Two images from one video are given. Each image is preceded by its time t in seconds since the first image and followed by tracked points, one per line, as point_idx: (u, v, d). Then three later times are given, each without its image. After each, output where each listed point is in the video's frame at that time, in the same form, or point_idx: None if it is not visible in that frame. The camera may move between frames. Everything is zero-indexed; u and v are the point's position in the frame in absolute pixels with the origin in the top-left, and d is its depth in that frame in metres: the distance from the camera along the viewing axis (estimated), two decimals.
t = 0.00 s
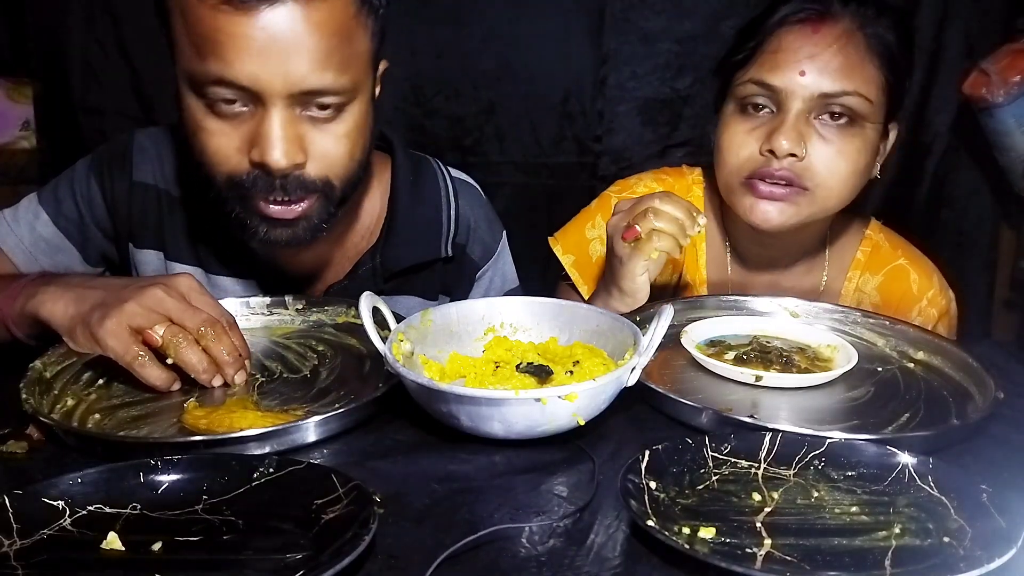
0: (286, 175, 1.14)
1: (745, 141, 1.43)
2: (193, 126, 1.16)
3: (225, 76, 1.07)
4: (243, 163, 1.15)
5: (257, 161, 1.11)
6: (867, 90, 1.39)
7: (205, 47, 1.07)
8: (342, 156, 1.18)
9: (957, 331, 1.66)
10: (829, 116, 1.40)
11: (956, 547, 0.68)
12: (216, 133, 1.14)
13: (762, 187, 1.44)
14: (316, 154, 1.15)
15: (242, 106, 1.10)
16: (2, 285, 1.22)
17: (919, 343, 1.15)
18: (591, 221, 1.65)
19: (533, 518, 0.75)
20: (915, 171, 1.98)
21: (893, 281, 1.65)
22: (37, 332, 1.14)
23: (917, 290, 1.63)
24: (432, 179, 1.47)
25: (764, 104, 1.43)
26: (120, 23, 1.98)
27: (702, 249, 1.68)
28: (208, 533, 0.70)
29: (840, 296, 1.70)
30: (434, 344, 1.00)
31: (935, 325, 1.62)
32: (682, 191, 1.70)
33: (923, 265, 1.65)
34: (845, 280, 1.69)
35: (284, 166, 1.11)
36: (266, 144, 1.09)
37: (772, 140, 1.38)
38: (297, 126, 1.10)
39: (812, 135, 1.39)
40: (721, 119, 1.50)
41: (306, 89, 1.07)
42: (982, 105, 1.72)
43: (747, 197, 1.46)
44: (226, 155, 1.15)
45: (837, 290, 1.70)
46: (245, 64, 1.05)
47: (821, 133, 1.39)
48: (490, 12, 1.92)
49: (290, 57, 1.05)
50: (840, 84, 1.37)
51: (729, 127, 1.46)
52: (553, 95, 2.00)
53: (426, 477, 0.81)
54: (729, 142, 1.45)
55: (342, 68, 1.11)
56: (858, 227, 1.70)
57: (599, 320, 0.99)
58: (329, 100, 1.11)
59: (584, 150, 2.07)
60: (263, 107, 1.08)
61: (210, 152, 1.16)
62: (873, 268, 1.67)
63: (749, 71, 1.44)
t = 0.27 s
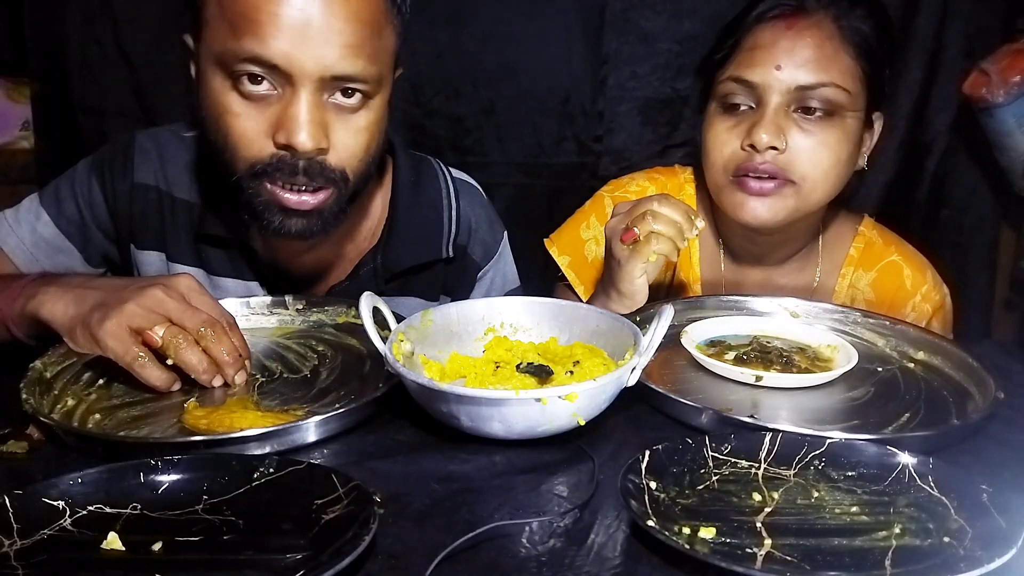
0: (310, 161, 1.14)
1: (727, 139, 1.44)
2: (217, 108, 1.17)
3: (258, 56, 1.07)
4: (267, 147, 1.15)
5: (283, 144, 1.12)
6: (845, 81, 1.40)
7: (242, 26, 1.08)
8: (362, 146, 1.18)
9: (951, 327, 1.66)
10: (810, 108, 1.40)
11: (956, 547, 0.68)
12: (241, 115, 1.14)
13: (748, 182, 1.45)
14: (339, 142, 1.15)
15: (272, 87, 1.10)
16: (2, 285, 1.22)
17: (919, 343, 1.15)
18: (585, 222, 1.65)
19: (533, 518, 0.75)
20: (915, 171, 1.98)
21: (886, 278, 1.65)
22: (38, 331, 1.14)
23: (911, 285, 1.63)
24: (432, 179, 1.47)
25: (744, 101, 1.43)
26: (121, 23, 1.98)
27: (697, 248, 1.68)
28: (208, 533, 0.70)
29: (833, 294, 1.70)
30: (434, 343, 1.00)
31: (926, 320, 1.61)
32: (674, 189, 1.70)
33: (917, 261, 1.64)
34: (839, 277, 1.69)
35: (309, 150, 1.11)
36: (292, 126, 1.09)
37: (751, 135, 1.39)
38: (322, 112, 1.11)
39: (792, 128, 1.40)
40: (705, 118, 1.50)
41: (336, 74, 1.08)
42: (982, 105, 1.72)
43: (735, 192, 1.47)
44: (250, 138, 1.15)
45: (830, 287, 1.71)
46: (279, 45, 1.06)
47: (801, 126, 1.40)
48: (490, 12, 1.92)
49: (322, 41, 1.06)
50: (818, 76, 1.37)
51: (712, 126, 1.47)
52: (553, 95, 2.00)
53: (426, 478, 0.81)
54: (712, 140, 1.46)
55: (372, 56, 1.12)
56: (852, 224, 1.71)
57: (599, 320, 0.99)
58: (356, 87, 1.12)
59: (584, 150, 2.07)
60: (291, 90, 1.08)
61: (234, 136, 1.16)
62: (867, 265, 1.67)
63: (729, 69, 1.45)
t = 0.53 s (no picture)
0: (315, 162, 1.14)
1: (720, 135, 1.45)
2: (220, 111, 1.17)
3: (262, 58, 1.07)
4: (270, 148, 1.15)
5: (288, 146, 1.12)
6: (836, 78, 1.40)
7: (247, 29, 1.07)
8: (364, 148, 1.19)
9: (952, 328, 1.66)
10: (801, 105, 1.41)
11: (956, 547, 0.68)
12: (245, 117, 1.14)
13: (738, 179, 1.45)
14: (342, 143, 1.16)
15: (275, 89, 1.10)
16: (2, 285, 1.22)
17: (919, 343, 1.15)
18: (586, 222, 1.65)
19: (533, 518, 0.75)
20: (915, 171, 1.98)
21: (886, 278, 1.65)
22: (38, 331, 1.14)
23: (910, 286, 1.63)
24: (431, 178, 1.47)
25: (737, 97, 1.44)
26: (121, 23, 1.98)
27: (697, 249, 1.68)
28: (208, 533, 0.70)
29: (833, 293, 1.70)
30: (433, 343, 1.00)
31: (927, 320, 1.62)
32: (674, 189, 1.70)
33: (915, 260, 1.64)
34: (838, 276, 1.69)
35: (314, 151, 1.12)
36: (296, 128, 1.09)
37: (741, 131, 1.40)
38: (325, 114, 1.11)
39: (781, 123, 1.40)
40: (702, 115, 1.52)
41: (340, 76, 1.09)
42: (982, 105, 1.72)
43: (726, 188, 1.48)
44: (255, 140, 1.15)
45: (830, 287, 1.71)
46: (283, 46, 1.06)
47: (791, 122, 1.40)
48: (490, 12, 1.92)
49: (327, 43, 1.06)
50: (808, 72, 1.38)
51: (707, 123, 1.48)
52: (553, 95, 2.00)
53: (426, 478, 0.81)
54: (706, 136, 1.48)
55: (375, 59, 1.13)
56: (852, 224, 1.71)
57: (599, 320, 0.99)
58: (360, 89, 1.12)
59: (584, 150, 2.07)
60: (296, 91, 1.09)
61: (238, 138, 1.16)
62: (866, 265, 1.67)
63: (723, 66, 1.46)
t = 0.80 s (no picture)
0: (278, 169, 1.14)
1: (730, 137, 1.43)
2: (206, 89, 1.14)
3: (255, 60, 1.07)
4: (238, 142, 1.14)
5: (252, 148, 1.12)
6: (849, 84, 1.41)
7: (252, 28, 1.07)
8: (332, 176, 1.18)
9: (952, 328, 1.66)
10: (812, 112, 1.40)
11: (956, 547, 0.68)
12: (225, 107, 1.13)
13: (746, 178, 1.44)
14: (312, 163, 1.15)
15: (261, 94, 1.09)
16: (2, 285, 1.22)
17: (918, 343, 1.15)
18: (587, 224, 1.65)
19: (533, 518, 0.75)
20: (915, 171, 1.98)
21: (885, 278, 1.65)
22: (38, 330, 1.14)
23: (909, 286, 1.63)
24: (429, 178, 1.48)
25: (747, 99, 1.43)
26: (120, 24, 1.98)
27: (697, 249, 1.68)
28: (209, 533, 0.70)
29: (832, 294, 1.70)
30: (433, 343, 1.00)
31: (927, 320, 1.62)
32: (675, 191, 1.70)
33: (915, 261, 1.65)
34: (838, 277, 1.69)
35: (277, 162, 1.11)
36: (265, 135, 1.09)
37: (754, 134, 1.39)
38: (302, 131, 1.11)
39: (792, 128, 1.39)
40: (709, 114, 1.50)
41: (326, 104, 1.08)
42: (983, 105, 1.73)
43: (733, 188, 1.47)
44: (225, 131, 1.14)
45: (830, 288, 1.70)
46: (280, 58, 1.05)
47: (803, 126, 1.40)
48: (491, 13, 1.92)
49: (327, 67, 1.06)
50: (822, 79, 1.37)
51: (716, 123, 1.47)
52: (553, 95, 2.00)
53: (427, 478, 0.81)
54: (715, 137, 1.46)
55: (370, 97, 1.13)
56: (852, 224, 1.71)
57: (599, 320, 0.99)
58: (343, 121, 1.12)
59: (584, 150, 2.07)
60: (279, 101, 1.08)
61: (210, 121, 1.15)
62: (866, 266, 1.67)
63: (735, 67, 1.44)
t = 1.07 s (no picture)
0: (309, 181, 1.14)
1: (756, 164, 1.45)
2: (224, 117, 1.16)
3: (271, 81, 1.07)
4: (269, 164, 1.15)
5: (286, 166, 1.12)
6: (876, 116, 1.39)
7: (262, 49, 1.07)
8: (361, 173, 1.19)
9: (947, 327, 1.66)
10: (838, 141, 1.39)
11: (956, 547, 0.68)
12: (248, 130, 1.14)
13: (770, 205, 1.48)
14: (339, 166, 1.16)
15: (280, 110, 1.09)
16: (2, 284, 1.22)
17: (918, 343, 1.15)
18: (589, 223, 1.65)
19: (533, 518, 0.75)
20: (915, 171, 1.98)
21: (885, 277, 1.65)
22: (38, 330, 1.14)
23: (909, 285, 1.63)
24: (428, 178, 1.47)
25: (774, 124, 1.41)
26: (120, 24, 1.98)
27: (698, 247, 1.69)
28: (208, 533, 0.70)
29: (832, 293, 1.70)
30: (433, 344, 1.00)
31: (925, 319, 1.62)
32: (675, 190, 1.70)
33: (915, 260, 1.65)
34: (838, 276, 1.69)
35: (311, 175, 1.12)
36: (297, 151, 1.09)
37: (782, 168, 1.40)
38: (327, 139, 1.11)
39: (820, 159, 1.40)
40: (730, 131, 1.49)
41: (347, 107, 1.08)
42: (983, 105, 1.73)
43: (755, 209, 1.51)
44: (255, 155, 1.15)
45: (830, 287, 1.70)
46: (295, 72, 1.05)
47: (829, 158, 1.41)
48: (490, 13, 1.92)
49: (341, 73, 1.06)
50: (852, 111, 1.36)
51: (739, 145, 1.46)
52: (553, 95, 2.00)
53: (426, 477, 0.81)
54: (738, 159, 1.47)
55: (385, 92, 1.12)
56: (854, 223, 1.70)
57: (600, 319, 0.99)
58: (363, 120, 1.12)
59: (584, 150, 2.07)
60: (301, 114, 1.08)
61: (237, 148, 1.16)
62: (866, 264, 1.67)
63: (759, 90, 1.42)
